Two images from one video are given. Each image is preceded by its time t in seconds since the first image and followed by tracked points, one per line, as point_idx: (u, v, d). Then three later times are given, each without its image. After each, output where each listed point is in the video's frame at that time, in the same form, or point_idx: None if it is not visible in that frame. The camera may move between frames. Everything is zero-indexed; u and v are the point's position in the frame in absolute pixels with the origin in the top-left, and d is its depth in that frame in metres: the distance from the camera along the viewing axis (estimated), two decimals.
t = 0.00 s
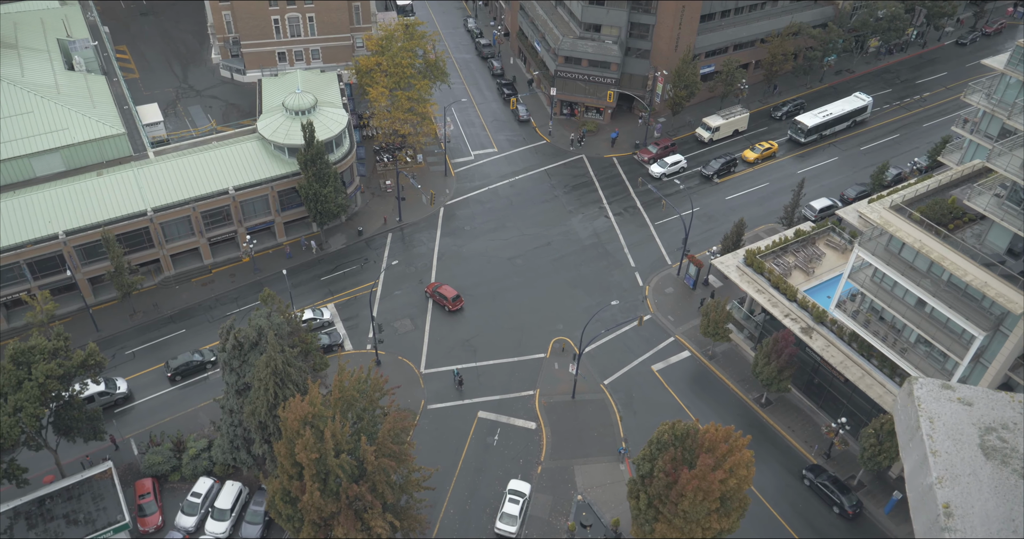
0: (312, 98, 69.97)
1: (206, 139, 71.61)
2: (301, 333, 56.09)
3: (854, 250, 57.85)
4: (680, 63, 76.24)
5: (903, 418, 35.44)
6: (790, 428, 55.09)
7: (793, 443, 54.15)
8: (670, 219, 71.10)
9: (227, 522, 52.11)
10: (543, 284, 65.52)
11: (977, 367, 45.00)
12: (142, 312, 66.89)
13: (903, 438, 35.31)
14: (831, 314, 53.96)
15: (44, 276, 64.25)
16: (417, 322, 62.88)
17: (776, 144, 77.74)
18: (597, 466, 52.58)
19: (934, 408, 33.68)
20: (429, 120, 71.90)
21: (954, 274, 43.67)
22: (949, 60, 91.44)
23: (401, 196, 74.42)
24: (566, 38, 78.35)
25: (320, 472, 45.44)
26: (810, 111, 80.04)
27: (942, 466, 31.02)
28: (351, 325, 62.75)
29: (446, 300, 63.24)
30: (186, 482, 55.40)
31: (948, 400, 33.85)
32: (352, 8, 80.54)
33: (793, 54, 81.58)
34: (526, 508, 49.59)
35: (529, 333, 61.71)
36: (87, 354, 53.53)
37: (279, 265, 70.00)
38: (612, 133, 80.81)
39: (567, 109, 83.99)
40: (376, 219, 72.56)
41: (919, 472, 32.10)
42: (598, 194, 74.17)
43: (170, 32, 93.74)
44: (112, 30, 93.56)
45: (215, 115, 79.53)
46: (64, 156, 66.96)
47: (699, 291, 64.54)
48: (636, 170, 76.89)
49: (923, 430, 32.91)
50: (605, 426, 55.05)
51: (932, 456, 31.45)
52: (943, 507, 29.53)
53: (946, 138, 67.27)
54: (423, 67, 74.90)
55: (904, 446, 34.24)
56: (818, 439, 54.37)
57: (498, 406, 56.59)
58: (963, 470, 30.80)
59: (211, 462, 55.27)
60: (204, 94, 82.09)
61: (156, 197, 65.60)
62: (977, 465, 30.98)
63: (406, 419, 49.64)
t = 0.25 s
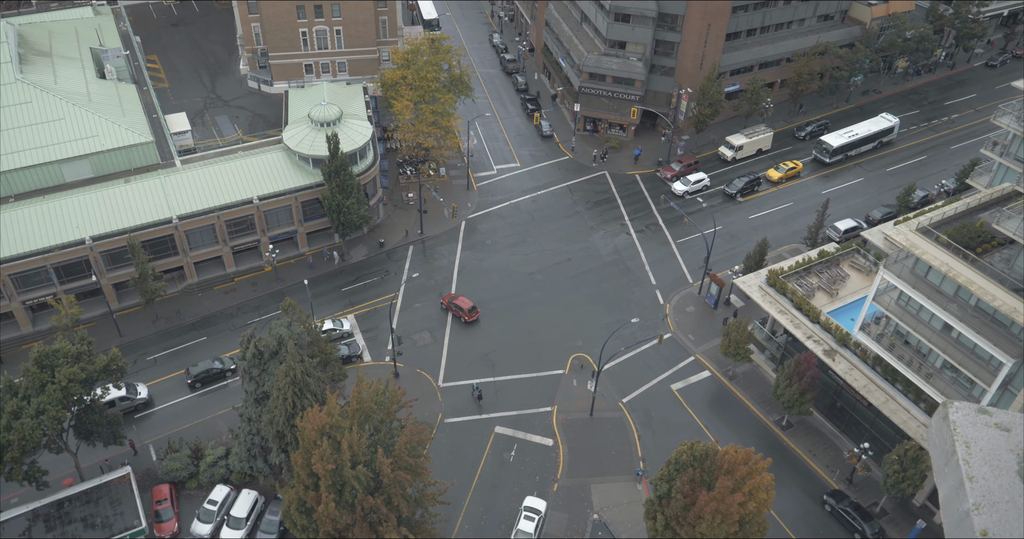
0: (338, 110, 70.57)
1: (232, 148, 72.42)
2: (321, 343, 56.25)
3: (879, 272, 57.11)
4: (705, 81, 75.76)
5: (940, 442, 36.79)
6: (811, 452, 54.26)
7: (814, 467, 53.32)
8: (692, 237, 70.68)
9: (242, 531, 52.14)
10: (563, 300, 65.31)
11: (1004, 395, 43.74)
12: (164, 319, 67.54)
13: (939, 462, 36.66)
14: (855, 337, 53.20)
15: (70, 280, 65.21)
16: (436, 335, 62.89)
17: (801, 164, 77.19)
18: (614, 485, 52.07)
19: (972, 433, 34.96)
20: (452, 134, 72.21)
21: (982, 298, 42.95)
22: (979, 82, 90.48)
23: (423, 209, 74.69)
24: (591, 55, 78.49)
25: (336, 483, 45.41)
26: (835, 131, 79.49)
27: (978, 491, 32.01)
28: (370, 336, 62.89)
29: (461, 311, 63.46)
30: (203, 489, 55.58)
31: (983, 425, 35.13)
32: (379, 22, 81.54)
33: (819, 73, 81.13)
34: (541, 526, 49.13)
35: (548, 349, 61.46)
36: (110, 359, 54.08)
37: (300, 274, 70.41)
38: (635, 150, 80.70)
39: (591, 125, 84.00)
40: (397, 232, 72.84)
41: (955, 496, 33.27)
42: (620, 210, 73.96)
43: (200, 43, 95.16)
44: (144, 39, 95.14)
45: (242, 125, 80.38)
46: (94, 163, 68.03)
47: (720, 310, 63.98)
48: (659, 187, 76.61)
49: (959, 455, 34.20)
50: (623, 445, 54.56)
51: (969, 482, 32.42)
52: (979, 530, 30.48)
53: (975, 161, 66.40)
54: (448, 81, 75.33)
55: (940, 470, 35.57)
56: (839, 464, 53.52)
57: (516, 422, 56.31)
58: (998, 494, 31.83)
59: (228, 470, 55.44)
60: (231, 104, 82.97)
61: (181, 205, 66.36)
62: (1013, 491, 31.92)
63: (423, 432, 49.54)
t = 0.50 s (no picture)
0: (362, 127, 71.20)
1: (257, 163, 73.24)
2: (340, 358, 56.38)
3: (904, 299, 56.31)
4: (729, 104, 75.40)
5: (976, 472, 36.26)
6: (832, 481, 53.40)
7: (835, 496, 52.45)
8: (714, 260, 70.28)
9: None
10: (583, 320, 65.11)
11: None
12: (186, 330, 68.14)
13: (975, 493, 36.02)
14: (879, 365, 52.39)
15: (94, 290, 65.98)
16: (455, 352, 62.86)
17: (825, 189, 76.63)
18: (630, 508, 51.54)
19: (1009, 463, 34.58)
20: (475, 152, 72.52)
21: (1010, 328, 42.09)
22: (1009, 109, 89.47)
23: (444, 227, 74.96)
24: (615, 76, 78.67)
25: (351, 499, 45.36)
26: (860, 157, 78.92)
27: (1016, 520, 31.38)
28: (389, 352, 63.01)
29: (477, 327, 63.56)
30: (219, 500, 55.71)
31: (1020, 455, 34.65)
32: (405, 41, 82.50)
33: (845, 98, 80.70)
34: None
35: (566, 369, 61.19)
36: (131, 369, 54.61)
37: (321, 289, 70.82)
38: (658, 172, 80.61)
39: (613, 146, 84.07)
40: (418, 248, 73.12)
41: (992, 526, 32.55)
42: (641, 232, 73.79)
43: (229, 58, 96.66)
44: (174, 54, 96.86)
45: (268, 139, 81.29)
46: (122, 174, 69.11)
47: (741, 335, 63.43)
48: (681, 209, 76.36)
49: (997, 485, 33.60)
50: (640, 468, 54.03)
51: (1006, 513, 31.68)
52: None
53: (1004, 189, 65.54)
54: (472, 100, 75.84)
55: (976, 500, 34.97)
56: (861, 494, 52.61)
57: (532, 442, 56.00)
58: None
59: (244, 482, 55.57)
60: (257, 119, 83.97)
61: (206, 218, 67.13)
62: None
63: (439, 450, 49.41)
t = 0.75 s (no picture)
0: (387, 143, 71.72)
1: (282, 176, 73.98)
2: (359, 372, 56.49)
3: (930, 326, 55.43)
4: (754, 126, 75.16)
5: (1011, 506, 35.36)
6: (854, 509, 52.52)
7: (857, 525, 51.55)
8: (736, 282, 69.77)
9: None
10: (603, 340, 64.81)
11: None
12: (208, 340, 68.71)
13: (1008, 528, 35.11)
14: (904, 392, 51.50)
15: (119, 298, 66.82)
16: (474, 369, 62.76)
17: (851, 212, 75.91)
18: (648, 532, 50.95)
19: None
20: (498, 170, 72.71)
21: None
22: None
23: (466, 243, 75.15)
24: (639, 95, 78.72)
25: (367, 513, 45.32)
26: (886, 181, 78.14)
27: None
28: (408, 367, 63.05)
29: (492, 341, 63.78)
30: (236, 511, 55.85)
31: None
32: (431, 58, 83.22)
33: (871, 121, 80.11)
34: None
35: (585, 389, 60.84)
36: (153, 378, 55.14)
37: (343, 303, 71.18)
38: (681, 192, 80.35)
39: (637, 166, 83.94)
40: (440, 264, 73.33)
41: None
42: (663, 252, 73.48)
43: (257, 73, 98.00)
44: (203, 68, 98.40)
45: (293, 153, 82.09)
46: (149, 185, 70.10)
47: (763, 358, 62.80)
48: (703, 230, 76.00)
49: None
50: (659, 491, 53.47)
51: None
52: None
53: None
54: (496, 118, 76.18)
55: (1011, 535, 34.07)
56: (884, 523, 51.66)
57: (550, 461, 55.64)
58: None
59: (261, 494, 55.70)
60: (283, 133, 84.87)
61: (231, 230, 67.82)
62: None
63: (456, 467, 49.29)
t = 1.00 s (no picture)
0: (412, 159, 72.20)
1: (308, 191, 74.70)
2: (380, 387, 56.55)
3: (960, 353, 54.37)
4: (780, 148, 74.92)
5: None
6: None
7: None
8: (760, 304, 69.13)
9: None
10: (625, 360, 64.45)
11: None
12: (231, 352, 69.27)
13: None
14: (932, 421, 50.38)
15: (145, 308, 67.66)
16: (494, 387, 62.60)
17: (878, 236, 75.07)
18: None
19: None
20: (522, 188, 72.87)
21: None
22: None
23: (489, 260, 75.26)
24: (665, 115, 78.66)
25: (384, 529, 45.27)
26: (915, 205, 77.22)
27: None
28: (429, 383, 63.04)
29: (510, 356, 64.08)
30: (254, 523, 55.96)
31: None
32: (457, 75, 83.84)
33: (900, 144, 79.36)
34: None
35: (606, 409, 60.44)
36: (177, 388, 55.63)
37: (365, 317, 71.49)
38: (705, 213, 80.00)
39: (661, 186, 83.71)
40: (462, 281, 73.47)
41: None
42: (687, 272, 73.09)
43: (286, 89, 99.36)
44: (233, 84, 99.96)
45: (319, 168, 82.87)
46: (178, 197, 71.09)
47: (787, 382, 62.04)
48: (728, 251, 75.52)
49: None
50: (678, 514, 52.79)
51: None
52: None
53: None
54: (521, 135, 76.46)
55: None
56: None
57: (569, 481, 55.20)
58: None
59: (280, 507, 55.75)
60: (310, 148, 85.77)
61: (256, 243, 68.49)
62: None
63: (475, 484, 49.10)
